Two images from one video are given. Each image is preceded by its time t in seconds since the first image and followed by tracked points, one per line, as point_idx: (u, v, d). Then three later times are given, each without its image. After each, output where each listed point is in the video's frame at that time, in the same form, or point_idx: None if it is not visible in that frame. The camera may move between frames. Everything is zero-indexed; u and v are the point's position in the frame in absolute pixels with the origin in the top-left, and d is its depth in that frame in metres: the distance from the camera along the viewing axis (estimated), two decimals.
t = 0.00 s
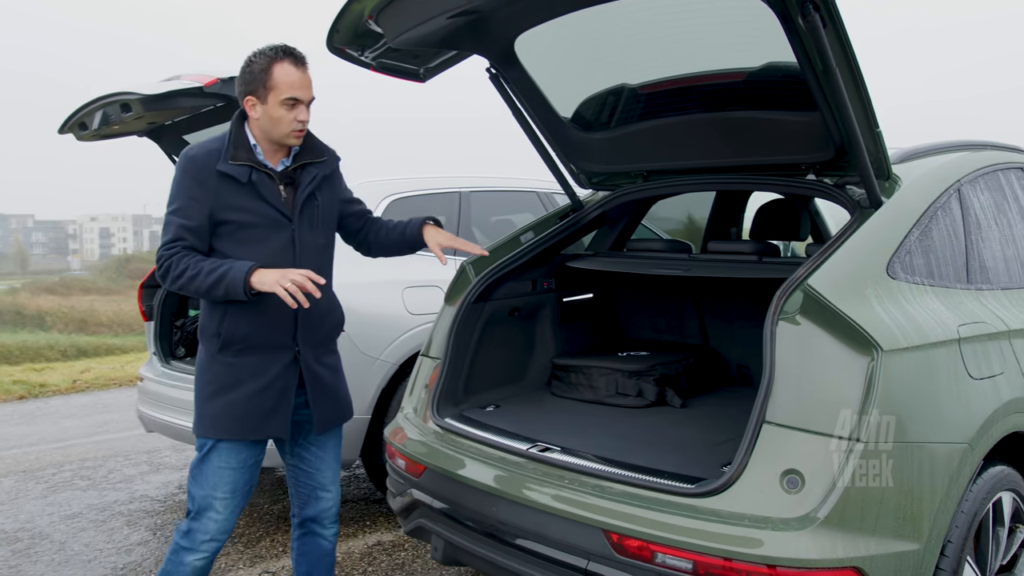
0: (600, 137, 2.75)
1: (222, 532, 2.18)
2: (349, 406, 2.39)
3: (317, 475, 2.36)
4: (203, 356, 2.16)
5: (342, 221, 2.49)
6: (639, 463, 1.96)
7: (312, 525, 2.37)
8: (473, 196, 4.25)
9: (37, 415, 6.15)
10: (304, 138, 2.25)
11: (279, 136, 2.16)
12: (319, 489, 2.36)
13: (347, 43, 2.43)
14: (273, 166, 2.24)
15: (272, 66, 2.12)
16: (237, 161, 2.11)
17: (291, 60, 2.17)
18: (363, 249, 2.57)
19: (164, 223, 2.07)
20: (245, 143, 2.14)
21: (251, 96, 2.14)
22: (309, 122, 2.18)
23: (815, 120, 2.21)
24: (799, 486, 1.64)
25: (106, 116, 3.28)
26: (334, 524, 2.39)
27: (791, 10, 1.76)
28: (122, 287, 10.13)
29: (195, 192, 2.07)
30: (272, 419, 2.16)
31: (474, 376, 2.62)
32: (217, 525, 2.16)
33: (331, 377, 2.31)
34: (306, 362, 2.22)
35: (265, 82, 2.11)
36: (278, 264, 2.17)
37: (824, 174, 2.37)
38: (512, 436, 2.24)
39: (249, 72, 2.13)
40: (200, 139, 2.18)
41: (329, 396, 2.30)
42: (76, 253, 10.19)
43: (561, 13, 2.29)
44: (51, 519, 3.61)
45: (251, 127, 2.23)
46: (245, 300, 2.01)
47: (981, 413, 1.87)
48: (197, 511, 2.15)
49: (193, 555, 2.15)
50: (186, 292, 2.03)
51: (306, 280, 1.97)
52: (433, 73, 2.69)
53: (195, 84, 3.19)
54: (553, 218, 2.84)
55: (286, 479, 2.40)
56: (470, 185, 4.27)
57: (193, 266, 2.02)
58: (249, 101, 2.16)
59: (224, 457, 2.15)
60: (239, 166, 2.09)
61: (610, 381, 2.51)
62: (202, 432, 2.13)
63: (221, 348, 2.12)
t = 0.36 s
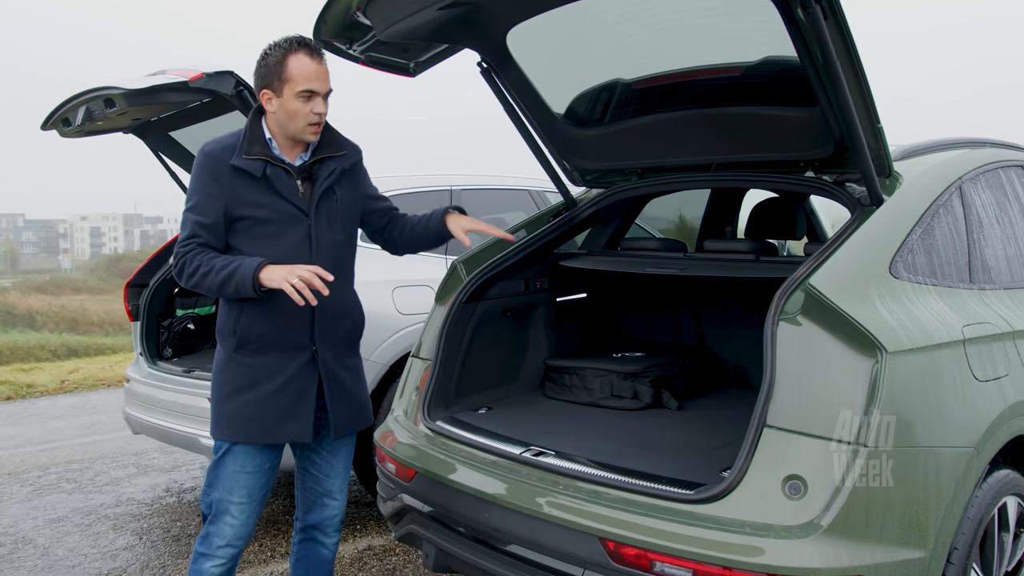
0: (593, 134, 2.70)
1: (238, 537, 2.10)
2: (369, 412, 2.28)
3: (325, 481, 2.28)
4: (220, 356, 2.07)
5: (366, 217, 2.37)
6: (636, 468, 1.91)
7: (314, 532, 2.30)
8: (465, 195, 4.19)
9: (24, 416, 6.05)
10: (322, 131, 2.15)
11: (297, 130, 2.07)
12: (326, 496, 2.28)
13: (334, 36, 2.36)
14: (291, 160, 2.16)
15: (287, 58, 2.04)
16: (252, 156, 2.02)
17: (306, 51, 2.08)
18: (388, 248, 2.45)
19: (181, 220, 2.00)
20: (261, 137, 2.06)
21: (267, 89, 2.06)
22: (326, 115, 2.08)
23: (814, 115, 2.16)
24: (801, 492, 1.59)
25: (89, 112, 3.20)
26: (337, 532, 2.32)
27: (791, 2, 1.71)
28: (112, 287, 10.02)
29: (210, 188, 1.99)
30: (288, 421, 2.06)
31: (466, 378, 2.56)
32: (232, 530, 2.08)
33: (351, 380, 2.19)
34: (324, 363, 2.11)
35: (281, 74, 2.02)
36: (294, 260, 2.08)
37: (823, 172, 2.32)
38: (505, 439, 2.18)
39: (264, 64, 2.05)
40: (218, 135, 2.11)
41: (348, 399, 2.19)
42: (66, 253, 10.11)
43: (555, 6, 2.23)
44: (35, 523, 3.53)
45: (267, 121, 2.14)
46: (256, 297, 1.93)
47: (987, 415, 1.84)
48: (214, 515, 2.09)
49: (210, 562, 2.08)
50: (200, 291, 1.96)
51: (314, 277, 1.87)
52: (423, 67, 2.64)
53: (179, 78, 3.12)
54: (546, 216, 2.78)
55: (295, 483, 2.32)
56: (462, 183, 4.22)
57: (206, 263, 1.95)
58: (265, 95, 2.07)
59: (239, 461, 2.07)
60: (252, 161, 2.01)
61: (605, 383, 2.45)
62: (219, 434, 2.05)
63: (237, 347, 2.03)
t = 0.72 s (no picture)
0: (596, 137, 2.62)
1: (232, 554, 2.02)
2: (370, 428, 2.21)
3: (325, 497, 2.20)
4: (218, 363, 2.00)
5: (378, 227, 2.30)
6: (642, 484, 1.83)
7: (311, 551, 2.22)
8: (467, 199, 4.12)
9: (24, 423, 6.00)
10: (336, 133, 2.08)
11: (310, 132, 1.99)
12: (325, 513, 2.21)
13: (330, 36, 2.30)
14: (303, 164, 2.09)
15: (299, 57, 1.96)
16: (261, 156, 1.95)
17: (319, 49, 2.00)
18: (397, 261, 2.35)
19: (185, 219, 1.94)
20: (270, 137, 1.99)
21: (279, 89, 1.99)
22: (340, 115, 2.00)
23: (828, 116, 2.08)
24: (816, 511, 1.51)
25: (83, 114, 3.14)
26: (336, 551, 2.24)
27: None
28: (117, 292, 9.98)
29: (216, 187, 1.93)
30: (285, 435, 1.99)
31: (466, 388, 2.48)
32: (226, 547, 2.00)
33: (351, 396, 2.13)
34: (325, 377, 2.04)
35: (292, 74, 1.95)
36: (299, 267, 2.00)
37: (835, 175, 2.24)
38: (505, 452, 2.11)
39: (275, 64, 1.98)
40: (229, 133, 2.05)
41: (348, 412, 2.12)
42: (75, 258, 10.16)
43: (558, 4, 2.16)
44: (27, 534, 3.46)
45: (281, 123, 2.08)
46: (257, 304, 1.85)
47: (1009, 430, 1.76)
48: (208, 530, 2.01)
49: None
50: (200, 294, 1.89)
51: (318, 285, 1.80)
52: (422, 68, 2.57)
53: (174, 80, 3.06)
54: (548, 222, 2.72)
55: (293, 499, 2.24)
56: (464, 188, 4.15)
57: (207, 265, 1.88)
58: (277, 95, 2.01)
59: (235, 474, 2.00)
60: (262, 162, 1.94)
61: (609, 394, 2.37)
62: (213, 445, 1.98)
63: (235, 356, 1.96)
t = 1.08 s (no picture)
0: (595, 148, 2.57)
1: None
2: (362, 448, 2.15)
3: (315, 520, 2.13)
4: (206, 382, 1.94)
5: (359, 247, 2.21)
6: (639, 506, 1.77)
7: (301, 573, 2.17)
8: (465, 210, 4.07)
9: (15, 435, 5.92)
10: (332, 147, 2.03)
11: (303, 145, 1.94)
12: (315, 536, 2.14)
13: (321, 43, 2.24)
14: (296, 176, 2.04)
15: (296, 67, 1.92)
16: (253, 168, 1.90)
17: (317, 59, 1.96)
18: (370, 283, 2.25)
19: (171, 233, 1.88)
20: (264, 150, 1.95)
21: (274, 98, 1.94)
22: (335, 127, 1.95)
23: (832, 127, 2.04)
24: (818, 537, 1.44)
25: (71, 122, 3.08)
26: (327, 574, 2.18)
27: (807, 5, 1.59)
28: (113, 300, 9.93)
29: (205, 199, 1.88)
30: (274, 457, 1.92)
31: (460, 404, 2.42)
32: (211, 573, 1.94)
33: (344, 418, 2.06)
34: (317, 399, 1.97)
35: (288, 83, 1.90)
36: (292, 284, 1.94)
37: (839, 187, 2.19)
38: (498, 472, 2.04)
39: (271, 72, 1.93)
40: (220, 144, 2.00)
41: (342, 433, 2.05)
42: (74, 265, 9.95)
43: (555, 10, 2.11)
44: (12, 551, 3.38)
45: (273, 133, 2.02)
46: (247, 322, 1.79)
47: (1019, 451, 1.69)
48: (194, 556, 1.95)
49: None
50: (187, 310, 1.83)
51: (312, 303, 1.74)
52: (417, 75, 2.52)
53: (164, 88, 3.01)
54: (547, 233, 2.70)
55: (283, 520, 2.18)
56: (461, 198, 4.10)
57: (194, 281, 1.82)
58: (272, 105, 1.96)
59: (222, 498, 1.93)
60: (253, 174, 1.89)
61: (607, 411, 2.31)
62: (199, 467, 1.91)
63: (224, 375, 1.90)
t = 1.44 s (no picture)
0: (590, 153, 2.54)
1: None
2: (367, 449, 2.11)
3: (311, 531, 2.09)
4: (202, 398, 1.90)
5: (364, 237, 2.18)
6: (637, 517, 1.73)
7: None
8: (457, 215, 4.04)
9: None
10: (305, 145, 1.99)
11: (275, 145, 1.89)
12: (310, 548, 2.10)
13: (312, 46, 2.21)
14: (272, 180, 1.98)
15: (259, 67, 1.88)
16: (228, 177, 1.86)
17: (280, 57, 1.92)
18: (385, 270, 2.23)
19: (153, 253, 1.84)
20: (236, 157, 1.90)
21: (240, 102, 1.89)
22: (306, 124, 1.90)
23: (830, 134, 2.02)
24: (819, 549, 1.42)
25: (57, 125, 3.04)
26: None
27: (806, 10, 1.57)
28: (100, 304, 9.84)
29: (183, 215, 1.84)
30: (279, 466, 1.89)
31: (453, 412, 2.39)
32: None
33: (348, 420, 2.01)
34: (319, 403, 1.93)
35: (252, 84, 1.86)
36: (282, 289, 1.90)
37: (837, 194, 2.18)
38: (492, 482, 2.00)
39: (235, 75, 1.89)
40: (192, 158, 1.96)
41: (345, 440, 2.01)
42: (61, 269, 9.90)
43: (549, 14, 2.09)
44: None
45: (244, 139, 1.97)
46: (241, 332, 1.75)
47: (1020, 461, 1.67)
48: (189, 569, 1.91)
49: None
50: (177, 329, 1.80)
51: (305, 305, 1.70)
52: (409, 80, 2.49)
53: (152, 91, 2.97)
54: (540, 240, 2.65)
55: (277, 530, 2.14)
56: (453, 204, 4.07)
57: (182, 299, 1.79)
58: (238, 109, 1.91)
59: (220, 512, 1.88)
60: (230, 183, 1.85)
61: (601, 420, 2.28)
62: (197, 482, 1.86)
63: (219, 388, 1.86)
